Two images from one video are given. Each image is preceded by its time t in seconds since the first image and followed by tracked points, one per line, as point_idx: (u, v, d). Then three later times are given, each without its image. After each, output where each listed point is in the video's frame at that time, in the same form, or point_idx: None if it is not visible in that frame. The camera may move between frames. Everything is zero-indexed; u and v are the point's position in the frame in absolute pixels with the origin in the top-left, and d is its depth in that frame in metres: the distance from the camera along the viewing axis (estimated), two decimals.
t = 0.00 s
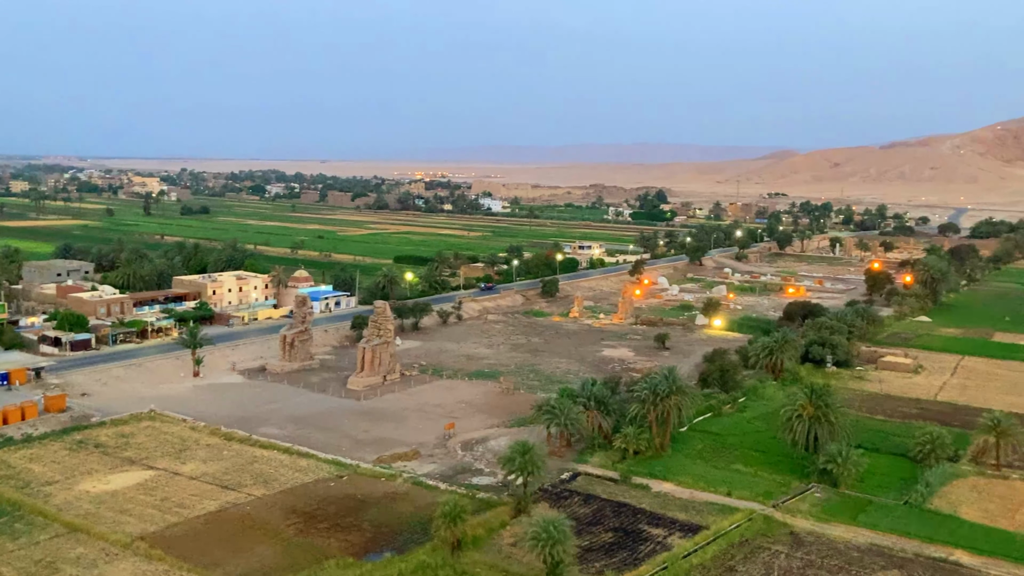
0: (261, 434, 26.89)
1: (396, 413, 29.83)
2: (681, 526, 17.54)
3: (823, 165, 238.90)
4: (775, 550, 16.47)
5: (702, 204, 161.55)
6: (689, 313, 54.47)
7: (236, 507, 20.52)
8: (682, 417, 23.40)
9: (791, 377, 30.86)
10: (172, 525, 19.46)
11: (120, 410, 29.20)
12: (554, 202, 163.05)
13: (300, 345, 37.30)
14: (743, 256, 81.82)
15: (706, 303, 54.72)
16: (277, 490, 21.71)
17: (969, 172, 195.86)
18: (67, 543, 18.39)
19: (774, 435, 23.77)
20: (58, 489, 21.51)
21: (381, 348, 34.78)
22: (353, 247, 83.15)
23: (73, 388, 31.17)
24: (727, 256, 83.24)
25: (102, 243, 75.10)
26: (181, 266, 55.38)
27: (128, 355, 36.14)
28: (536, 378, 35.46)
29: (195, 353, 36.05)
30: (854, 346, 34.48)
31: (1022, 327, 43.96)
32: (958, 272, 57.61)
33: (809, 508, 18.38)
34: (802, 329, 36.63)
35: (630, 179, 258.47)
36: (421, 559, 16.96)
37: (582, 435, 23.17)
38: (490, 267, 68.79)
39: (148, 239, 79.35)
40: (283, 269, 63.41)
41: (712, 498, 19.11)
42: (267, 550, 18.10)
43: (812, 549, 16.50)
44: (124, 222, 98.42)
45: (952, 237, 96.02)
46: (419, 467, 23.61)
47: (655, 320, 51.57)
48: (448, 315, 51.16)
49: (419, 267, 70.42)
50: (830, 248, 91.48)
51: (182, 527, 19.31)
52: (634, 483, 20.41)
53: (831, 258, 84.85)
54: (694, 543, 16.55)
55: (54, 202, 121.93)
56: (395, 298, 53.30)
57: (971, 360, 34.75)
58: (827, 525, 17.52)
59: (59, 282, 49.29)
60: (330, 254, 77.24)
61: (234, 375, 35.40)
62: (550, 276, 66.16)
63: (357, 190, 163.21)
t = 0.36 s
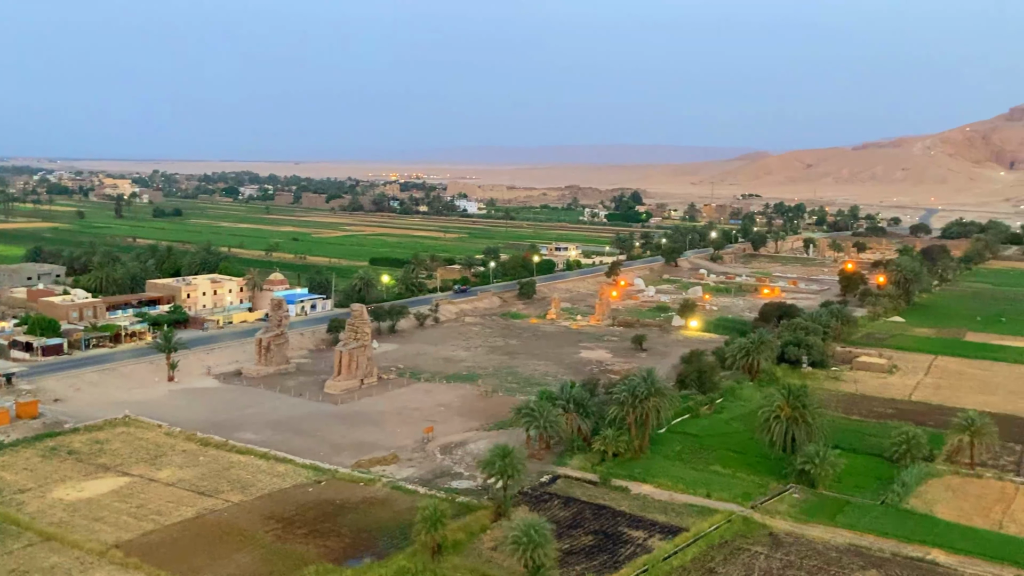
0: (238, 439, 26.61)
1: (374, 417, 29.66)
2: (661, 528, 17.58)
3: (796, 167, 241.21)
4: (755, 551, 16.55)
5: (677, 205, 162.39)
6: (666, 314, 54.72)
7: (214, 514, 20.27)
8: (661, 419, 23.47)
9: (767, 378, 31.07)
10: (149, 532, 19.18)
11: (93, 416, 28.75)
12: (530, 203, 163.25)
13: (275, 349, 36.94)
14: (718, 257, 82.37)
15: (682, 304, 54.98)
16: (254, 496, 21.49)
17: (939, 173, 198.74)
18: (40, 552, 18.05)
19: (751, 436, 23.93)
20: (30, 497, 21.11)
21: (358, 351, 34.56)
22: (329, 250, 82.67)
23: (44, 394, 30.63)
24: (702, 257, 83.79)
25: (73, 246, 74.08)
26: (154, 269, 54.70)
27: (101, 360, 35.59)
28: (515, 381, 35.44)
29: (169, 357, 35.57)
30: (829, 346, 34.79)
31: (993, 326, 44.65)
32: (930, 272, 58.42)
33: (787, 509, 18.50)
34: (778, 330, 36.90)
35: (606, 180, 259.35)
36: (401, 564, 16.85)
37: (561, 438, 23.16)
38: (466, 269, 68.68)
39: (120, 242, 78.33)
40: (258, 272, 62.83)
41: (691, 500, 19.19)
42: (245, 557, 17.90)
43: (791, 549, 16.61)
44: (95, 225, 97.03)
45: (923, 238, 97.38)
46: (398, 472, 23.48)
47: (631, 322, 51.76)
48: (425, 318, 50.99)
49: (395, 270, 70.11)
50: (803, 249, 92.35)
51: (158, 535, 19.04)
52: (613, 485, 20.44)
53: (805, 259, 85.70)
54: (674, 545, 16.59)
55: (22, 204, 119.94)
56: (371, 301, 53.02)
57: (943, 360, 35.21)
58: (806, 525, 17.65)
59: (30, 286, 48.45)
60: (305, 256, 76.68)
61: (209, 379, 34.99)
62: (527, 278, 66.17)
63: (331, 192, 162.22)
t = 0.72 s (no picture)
0: (210, 446, 26.30)
1: (348, 421, 29.47)
2: (638, 531, 17.64)
3: (765, 168, 243.89)
4: (731, 553, 16.67)
5: (648, 206, 163.38)
6: (639, 316, 54.99)
7: (187, 522, 20.01)
8: (636, 422, 23.58)
9: (740, 380, 31.32)
10: (120, 541, 18.87)
11: (61, 423, 28.24)
12: (502, 205, 163.31)
13: (247, 353, 36.56)
14: (690, 259, 82.98)
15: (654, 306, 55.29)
16: (228, 503, 21.24)
17: (904, 174, 201.96)
18: (9, 563, 17.69)
19: (725, 437, 24.14)
20: None
21: (332, 355, 34.30)
22: (300, 252, 82.03)
23: (11, 401, 30.04)
24: (673, 258, 84.32)
25: (39, 249, 72.87)
26: (122, 272, 53.89)
27: (70, 366, 34.99)
28: (489, 384, 35.40)
29: (139, 363, 35.05)
30: (800, 347, 35.15)
31: (959, 326, 45.43)
32: (897, 272, 59.28)
33: (762, 510, 18.66)
34: (750, 331, 37.23)
35: (577, 182, 260.16)
36: (378, 571, 16.74)
37: (536, 441, 23.16)
38: (439, 271, 68.50)
39: (86, 245, 77.14)
40: (228, 275, 62.15)
41: (667, 502, 19.28)
42: (220, 565, 17.68)
43: (766, 550, 16.76)
44: (61, 228, 95.53)
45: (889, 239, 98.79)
46: (374, 477, 23.34)
47: (604, 323, 51.95)
48: (398, 321, 50.77)
49: (368, 272, 69.75)
50: (773, 249, 93.31)
51: (130, 544, 18.75)
52: (589, 488, 20.48)
53: (775, 260, 86.58)
54: (651, 547, 16.66)
55: None
56: (344, 304, 52.69)
57: (912, 360, 35.74)
58: (780, 526, 17.81)
59: None
60: (276, 259, 75.97)
61: (180, 385, 34.54)
62: (500, 280, 66.16)
63: (302, 194, 161.03)
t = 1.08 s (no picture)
0: (187, 451, 26.02)
1: (326, 426, 29.27)
2: (618, 532, 17.71)
3: (738, 170, 245.98)
4: (711, 554, 16.77)
5: (623, 207, 164.17)
6: (616, 317, 55.20)
7: (165, 529, 19.78)
8: (615, 423, 23.65)
9: (717, 380, 31.51)
10: (96, 550, 18.60)
11: (34, 430, 27.79)
12: (477, 206, 163.29)
13: (224, 357, 36.20)
14: (666, 259, 83.46)
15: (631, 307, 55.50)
16: (206, 509, 21.03)
17: (876, 175, 204.60)
18: None
19: (703, 438, 24.29)
20: None
21: (309, 359, 34.06)
22: (274, 255, 81.37)
23: None
24: (649, 259, 84.71)
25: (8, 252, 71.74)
26: (95, 276, 53.15)
27: (42, 371, 34.46)
28: (468, 386, 35.33)
29: (114, 367, 34.58)
30: (776, 347, 35.44)
31: (931, 326, 46.06)
32: (871, 273, 60.03)
33: (741, 511, 18.79)
34: (727, 332, 37.46)
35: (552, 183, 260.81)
36: None
37: (516, 444, 23.14)
38: (416, 273, 68.30)
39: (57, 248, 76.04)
40: (202, 278, 61.52)
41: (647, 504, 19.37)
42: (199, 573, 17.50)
43: (746, 551, 16.89)
44: (30, 231, 94.12)
45: (862, 239, 99.97)
46: (353, 481, 23.20)
47: (582, 325, 52.07)
48: (375, 324, 50.53)
49: (344, 275, 69.37)
50: (747, 250, 94.07)
51: (106, 552, 18.48)
52: (569, 491, 20.51)
53: (750, 261, 87.27)
54: (632, 549, 16.72)
55: None
56: (320, 307, 52.36)
57: (887, 359, 36.17)
58: (760, 527, 17.95)
59: None
60: (250, 262, 75.37)
61: (155, 389, 34.13)
62: (477, 281, 66.09)
63: (276, 195, 159.97)
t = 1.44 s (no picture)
0: (156, 458, 25.63)
1: (296, 431, 29.00)
2: (593, 536, 17.76)
3: (704, 171, 248.34)
4: (685, 557, 16.88)
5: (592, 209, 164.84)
6: (586, 319, 55.42)
7: (133, 538, 19.45)
8: (588, 426, 23.71)
9: (688, 381, 31.74)
10: (63, 561, 18.24)
11: None
12: (446, 208, 163.06)
13: (191, 363, 35.69)
14: (634, 261, 83.98)
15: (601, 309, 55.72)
16: (175, 518, 20.72)
17: (840, 176, 207.76)
18: None
19: (675, 440, 24.47)
20: None
21: (278, 364, 33.72)
22: (241, 258, 80.49)
23: None
24: (618, 261, 85.13)
25: None
26: (57, 280, 52.16)
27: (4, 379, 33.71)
28: (440, 390, 35.22)
29: (78, 374, 33.91)
30: (745, 348, 35.81)
31: (896, 326, 46.85)
32: (836, 273, 60.92)
33: (714, 512, 18.95)
34: (696, 333, 37.75)
35: (521, 185, 261.19)
36: None
37: (490, 448, 23.10)
38: (386, 276, 68.01)
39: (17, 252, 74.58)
40: (168, 283, 60.63)
41: (621, 507, 19.44)
42: None
43: (720, 553, 17.03)
44: None
45: (827, 240, 101.39)
46: (325, 487, 23.02)
47: (552, 327, 52.18)
48: (345, 327, 50.18)
49: (313, 278, 68.81)
50: (715, 251, 94.97)
51: (74, 564, 18.14)
52: (543, 494, 20.52)
53: (717, 262, 88.11)
54: (607, 552, 16.78)
55: None
56: (288, 311, 51.89)
57: (853, 359, 36.72)
58: (732, 528, 18.11)
59: None
60: (216, 265, 74.45)
61: (122, 396, 33.56)
62: (447, 284, 65.94)
63: (242, 197, 158.34)
